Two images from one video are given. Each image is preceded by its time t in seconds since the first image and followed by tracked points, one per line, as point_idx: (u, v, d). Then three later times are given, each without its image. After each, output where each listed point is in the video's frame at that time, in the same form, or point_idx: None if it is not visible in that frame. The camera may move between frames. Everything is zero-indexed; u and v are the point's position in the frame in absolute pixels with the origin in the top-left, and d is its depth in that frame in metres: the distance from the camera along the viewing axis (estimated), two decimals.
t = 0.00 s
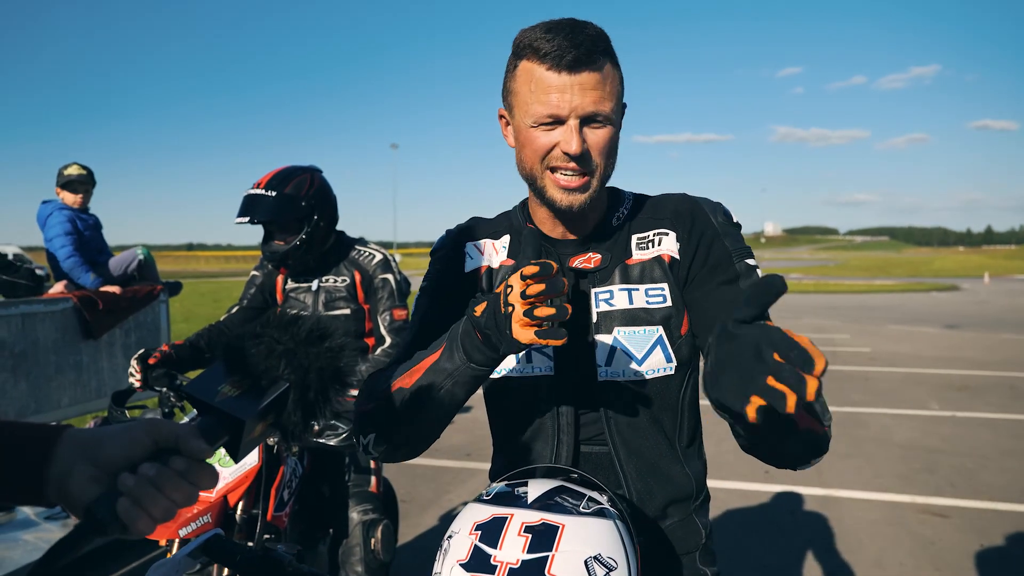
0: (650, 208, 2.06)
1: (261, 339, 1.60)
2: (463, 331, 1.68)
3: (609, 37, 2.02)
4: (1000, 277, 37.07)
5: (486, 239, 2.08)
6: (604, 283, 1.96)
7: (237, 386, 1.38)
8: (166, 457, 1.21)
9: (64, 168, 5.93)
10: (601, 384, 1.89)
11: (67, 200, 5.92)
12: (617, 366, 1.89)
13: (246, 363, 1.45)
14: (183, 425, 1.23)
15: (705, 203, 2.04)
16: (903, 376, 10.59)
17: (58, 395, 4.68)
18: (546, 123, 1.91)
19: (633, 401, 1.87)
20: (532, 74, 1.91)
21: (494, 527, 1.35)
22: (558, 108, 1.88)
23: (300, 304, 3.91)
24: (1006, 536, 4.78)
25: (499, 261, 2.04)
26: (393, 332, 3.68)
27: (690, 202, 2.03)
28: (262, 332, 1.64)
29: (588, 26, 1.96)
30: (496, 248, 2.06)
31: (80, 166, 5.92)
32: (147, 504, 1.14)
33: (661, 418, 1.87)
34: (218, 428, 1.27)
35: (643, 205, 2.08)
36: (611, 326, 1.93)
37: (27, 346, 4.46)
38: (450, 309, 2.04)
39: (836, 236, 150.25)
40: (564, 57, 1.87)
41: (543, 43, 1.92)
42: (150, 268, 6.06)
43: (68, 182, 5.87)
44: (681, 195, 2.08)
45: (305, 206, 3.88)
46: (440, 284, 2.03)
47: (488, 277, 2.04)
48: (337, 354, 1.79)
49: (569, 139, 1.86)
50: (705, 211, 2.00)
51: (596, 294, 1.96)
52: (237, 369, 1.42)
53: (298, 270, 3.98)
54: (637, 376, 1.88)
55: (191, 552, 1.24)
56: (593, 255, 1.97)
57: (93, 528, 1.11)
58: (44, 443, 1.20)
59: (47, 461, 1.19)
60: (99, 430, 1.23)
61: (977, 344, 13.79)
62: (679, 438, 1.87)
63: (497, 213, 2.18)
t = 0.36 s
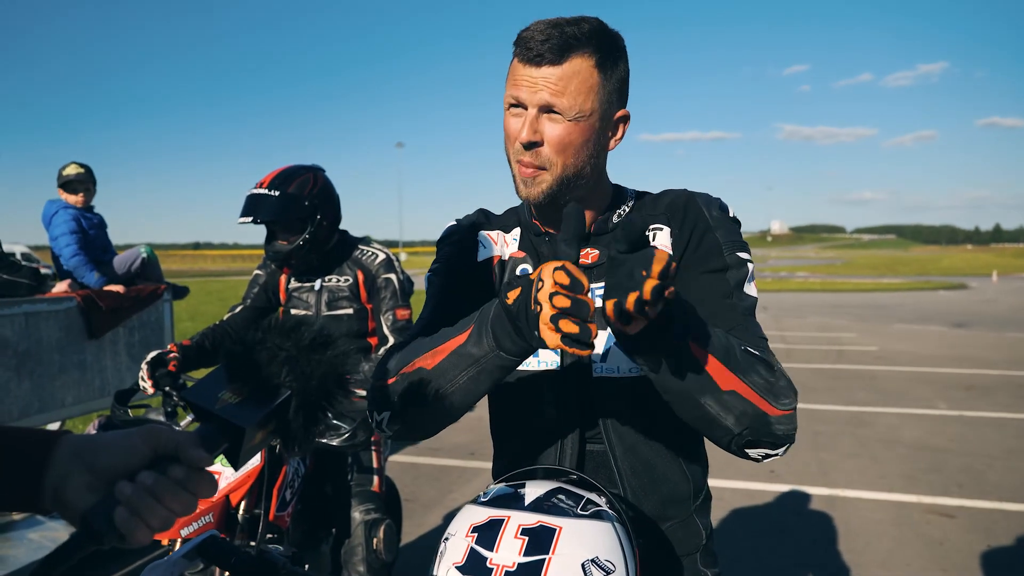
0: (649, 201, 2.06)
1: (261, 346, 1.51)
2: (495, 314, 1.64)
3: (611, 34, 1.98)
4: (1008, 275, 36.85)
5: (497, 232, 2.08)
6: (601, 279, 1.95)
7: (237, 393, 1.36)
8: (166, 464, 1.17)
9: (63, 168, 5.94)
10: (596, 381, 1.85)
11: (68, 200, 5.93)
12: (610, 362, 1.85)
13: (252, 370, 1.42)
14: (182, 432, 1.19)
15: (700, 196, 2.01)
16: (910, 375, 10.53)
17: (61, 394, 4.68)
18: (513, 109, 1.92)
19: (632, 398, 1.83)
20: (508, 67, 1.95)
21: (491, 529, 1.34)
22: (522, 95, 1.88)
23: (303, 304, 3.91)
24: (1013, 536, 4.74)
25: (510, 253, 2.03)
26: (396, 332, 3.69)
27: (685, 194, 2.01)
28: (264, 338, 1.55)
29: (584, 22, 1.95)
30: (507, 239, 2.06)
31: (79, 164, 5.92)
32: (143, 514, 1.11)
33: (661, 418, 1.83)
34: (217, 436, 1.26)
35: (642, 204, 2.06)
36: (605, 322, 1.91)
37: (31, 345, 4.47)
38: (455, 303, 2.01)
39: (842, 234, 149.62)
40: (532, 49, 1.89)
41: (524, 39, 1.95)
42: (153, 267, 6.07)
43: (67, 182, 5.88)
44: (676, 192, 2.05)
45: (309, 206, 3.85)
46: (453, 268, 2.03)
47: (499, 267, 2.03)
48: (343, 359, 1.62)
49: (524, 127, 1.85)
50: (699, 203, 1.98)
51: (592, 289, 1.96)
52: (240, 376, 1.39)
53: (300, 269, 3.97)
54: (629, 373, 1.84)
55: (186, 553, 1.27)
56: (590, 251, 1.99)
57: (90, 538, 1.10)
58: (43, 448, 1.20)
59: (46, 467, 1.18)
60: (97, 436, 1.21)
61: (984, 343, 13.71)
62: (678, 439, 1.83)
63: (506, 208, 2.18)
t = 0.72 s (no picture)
0: (648, 202, 2.05)
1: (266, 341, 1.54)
2: (494, 325, 1.62)
3: (612, 36, 1.97)
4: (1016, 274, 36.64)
5: (498, 234, 2.07)
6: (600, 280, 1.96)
7: (240, 392, 1.34)
8: (169, 463, 1.15)
9: (63, 168, 5.96)
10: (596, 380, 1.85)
11: (69, 200, 5.94)
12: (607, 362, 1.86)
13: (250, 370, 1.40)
14: (184, 431, 1.17)
15: (700, 199, 2.01)
16: (917, 374, 10.47)
17: (65, 394, 4.69)
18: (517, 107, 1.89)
19: (629, 397, 1.82)
20: (512, 64, 1.93)
21: (487, 531, 1.33)
22: (527, 92, 1.86)
23: (307, 305, 3.92)
24: (1020, 536, 4.71)
25: (507, 255, 2.03)
26: (399, 333, 3.68)
27: (684, 197, 2.00)
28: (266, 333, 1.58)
29: (585, 23, 1.94)
30: (504, 242, 2.05)
31: (78, 163, 5.93)
32: (147, 513, 1.09)
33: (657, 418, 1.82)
34: (219, 433, 1.22)
35: (641, 204, 2.05)
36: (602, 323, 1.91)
37: (35, 345, 4.48)
38: (452, 304, 1.99)
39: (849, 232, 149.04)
40: (538, 48, 1.88)
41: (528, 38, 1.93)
42: (156, 267, 6.10)
43: (67, 182, 5.90)
44: (676, 192, 2.05)
45: (314, 207, 3.83)
46: (450, 268, 2.02)
47: (498, 269, 2.02)
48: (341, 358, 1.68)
49: (530, 123, 1.83)
50: (699, 206, 1.97)
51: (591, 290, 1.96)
52: (239, 374, 1.38)
53: (304, 270, 3.94)
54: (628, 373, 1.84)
55: (181, 554, 1.26)
56: (590, 251, 1.98)
57: (92, 537, 1.07)
58: (44, 450, 1.19)
59: (49, 468, 1.18)
60: (99, 436, 1.19)
61: (992, 341, 13.62)
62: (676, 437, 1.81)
63: (502, 210, 2.17)
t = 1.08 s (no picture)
0: (647, 200, 2.05)
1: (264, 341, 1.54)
2: (467, 348, 1.62)
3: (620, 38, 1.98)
4: None
5: (491, 233, 2.07)
6: (596, 279, 1.94)
7: (239, 390, 1.36)
8: (168, 461, 1.15)
9: (68, 169, 5.97)
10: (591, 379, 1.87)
11: (74, 202, 5.97)
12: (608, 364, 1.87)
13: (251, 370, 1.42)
14: (184, 429, 1.17)
15: (699, 199, 2.02)
16: (925, 373, 10.41)
17: (71, 394, 4.72)
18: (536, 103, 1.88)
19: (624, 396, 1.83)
20: (528, 59, 1.91)
21: (480, 530, 1.34)
22: (547, 89, 1.86)
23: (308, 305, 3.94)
24: None
25: (504, 255, 2.03)
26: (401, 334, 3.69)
27: (683, 198, 2.01)
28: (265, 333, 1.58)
29: (599, 23, 1.94)
30: (500, 241, 2.05)
31: (85, 166, 5.97)
32: (148, 511, 1.09)
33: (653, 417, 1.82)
34: (219, 433, 1.23)
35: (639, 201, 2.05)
36: (600, 322, 1.91)
37: (40, 345, 4.51)
38: (449, 307, 1.99)
39: (856, 231, 148.41)
40: (558, 45, 1.86)
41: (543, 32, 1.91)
42: (160, 265, 6.16)
43: (72, 183, 5.92)
44: (675, 191, 2.06)
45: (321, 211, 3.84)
46: (446, 269, 2.02)
47: (492, 268, 2.02)
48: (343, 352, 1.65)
49: (551, 122, 1.84)
50: (698, 207, 1.98)
51: (588, 290, 1.94)
52: (241, 374, 1.39)
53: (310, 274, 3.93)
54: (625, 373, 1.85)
55: (176, 555, 1.26)
56: (586, 251, 1.96)
57: (94, 537, 1.08)
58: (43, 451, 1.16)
59: (47, 468, 1.15)
60: (97, 435, 1.18)
61: (1002, 340, 13.52)
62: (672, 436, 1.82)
63: (499, 209, 2.17)
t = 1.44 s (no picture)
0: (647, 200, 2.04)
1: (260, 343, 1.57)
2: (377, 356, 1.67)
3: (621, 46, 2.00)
4: None
5: (476, 237, 2.06)
6: (594, 280, 1.94)
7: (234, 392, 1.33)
8: (160, 462, 1.12)
9: (62, 173, 5.97)
10: (591, 382, 1.85)
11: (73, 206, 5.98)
12: (605, 363, 1.85)
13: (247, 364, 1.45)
14: (178, 431, 1.14)
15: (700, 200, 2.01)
16: (933, 373, 10.35)
17: (76, 395, 4.74)
18: (552, 119, 1.88)
19: (624, 397, 1.82)
20: (541, 71, 1.90)
21: (473, 529, 1.34)
22: (567, 105, 1.85)
23: (309, 305, 3.95)
24: None
25: (488, 259, 2.02)
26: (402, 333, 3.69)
27: (686, 199, 2.00)
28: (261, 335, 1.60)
29: (604, 34, 1.95)
30: (485, 244, 2.04)
31: (76, 168, 5.94)
32: (138, 513, 1.07)
33: (650, 418, 1.83)
34: (213, 434, 1.19)
35: (631, 195, 2.07)
36: (601, 322, 1.90)
37: (46, 346, 4.53)
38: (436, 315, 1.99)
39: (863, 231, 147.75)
40: (582, 56, 1.85)
41: (560, 39, 1.89)
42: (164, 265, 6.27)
43: (67, 187, 5.90)
44: (676, 191, 2.05)
45: (332, 214, 3.88)
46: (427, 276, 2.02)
47: (477, 273, 2.01)
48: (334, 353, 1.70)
49: (575, 138, 1.84)
50: (702, 209, 1.97)
51: (587, 290, 1.94)
52: (237, 378, 1.37)
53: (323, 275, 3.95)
54: (626, 373, 1.83)
55: (172, 556, 1.26)
56: (583, 252, 1.97)
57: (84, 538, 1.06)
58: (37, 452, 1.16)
59: (41, 468, 1.15)
60: (91, 436, 1.16)
61: (1011, 340, 13.43)
62: (669, 436, 1.84)
63: (487, 211, 2.17)
